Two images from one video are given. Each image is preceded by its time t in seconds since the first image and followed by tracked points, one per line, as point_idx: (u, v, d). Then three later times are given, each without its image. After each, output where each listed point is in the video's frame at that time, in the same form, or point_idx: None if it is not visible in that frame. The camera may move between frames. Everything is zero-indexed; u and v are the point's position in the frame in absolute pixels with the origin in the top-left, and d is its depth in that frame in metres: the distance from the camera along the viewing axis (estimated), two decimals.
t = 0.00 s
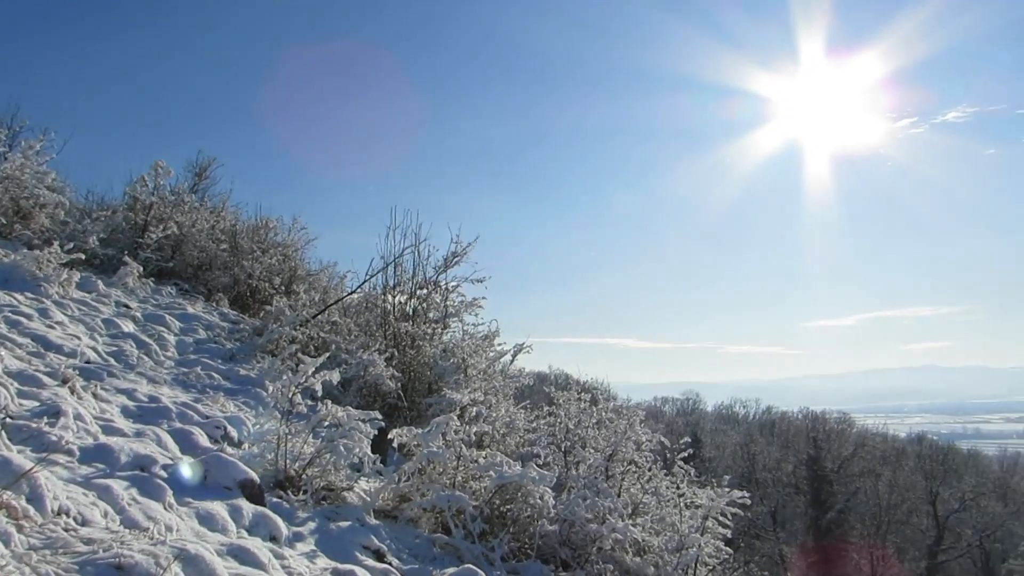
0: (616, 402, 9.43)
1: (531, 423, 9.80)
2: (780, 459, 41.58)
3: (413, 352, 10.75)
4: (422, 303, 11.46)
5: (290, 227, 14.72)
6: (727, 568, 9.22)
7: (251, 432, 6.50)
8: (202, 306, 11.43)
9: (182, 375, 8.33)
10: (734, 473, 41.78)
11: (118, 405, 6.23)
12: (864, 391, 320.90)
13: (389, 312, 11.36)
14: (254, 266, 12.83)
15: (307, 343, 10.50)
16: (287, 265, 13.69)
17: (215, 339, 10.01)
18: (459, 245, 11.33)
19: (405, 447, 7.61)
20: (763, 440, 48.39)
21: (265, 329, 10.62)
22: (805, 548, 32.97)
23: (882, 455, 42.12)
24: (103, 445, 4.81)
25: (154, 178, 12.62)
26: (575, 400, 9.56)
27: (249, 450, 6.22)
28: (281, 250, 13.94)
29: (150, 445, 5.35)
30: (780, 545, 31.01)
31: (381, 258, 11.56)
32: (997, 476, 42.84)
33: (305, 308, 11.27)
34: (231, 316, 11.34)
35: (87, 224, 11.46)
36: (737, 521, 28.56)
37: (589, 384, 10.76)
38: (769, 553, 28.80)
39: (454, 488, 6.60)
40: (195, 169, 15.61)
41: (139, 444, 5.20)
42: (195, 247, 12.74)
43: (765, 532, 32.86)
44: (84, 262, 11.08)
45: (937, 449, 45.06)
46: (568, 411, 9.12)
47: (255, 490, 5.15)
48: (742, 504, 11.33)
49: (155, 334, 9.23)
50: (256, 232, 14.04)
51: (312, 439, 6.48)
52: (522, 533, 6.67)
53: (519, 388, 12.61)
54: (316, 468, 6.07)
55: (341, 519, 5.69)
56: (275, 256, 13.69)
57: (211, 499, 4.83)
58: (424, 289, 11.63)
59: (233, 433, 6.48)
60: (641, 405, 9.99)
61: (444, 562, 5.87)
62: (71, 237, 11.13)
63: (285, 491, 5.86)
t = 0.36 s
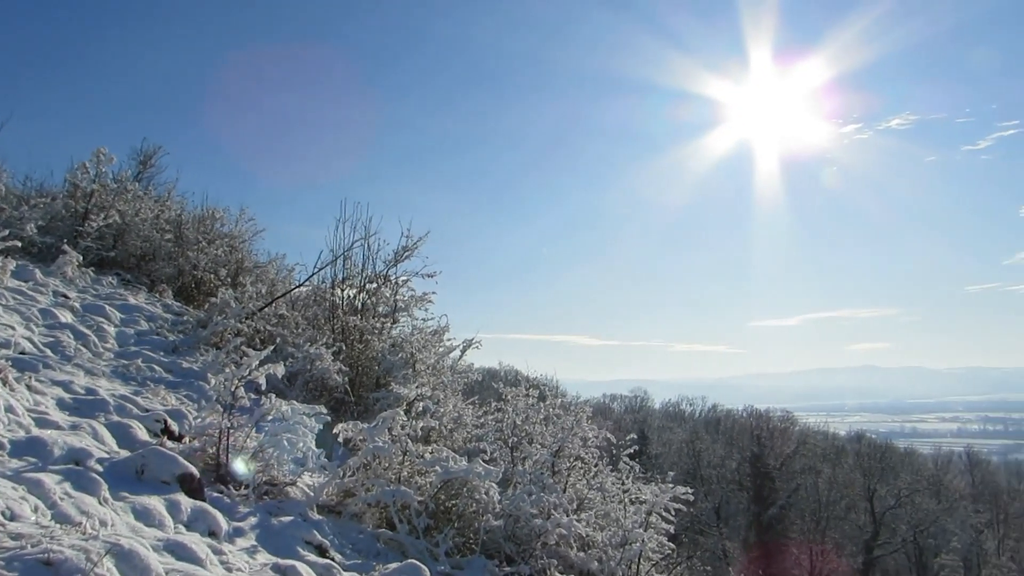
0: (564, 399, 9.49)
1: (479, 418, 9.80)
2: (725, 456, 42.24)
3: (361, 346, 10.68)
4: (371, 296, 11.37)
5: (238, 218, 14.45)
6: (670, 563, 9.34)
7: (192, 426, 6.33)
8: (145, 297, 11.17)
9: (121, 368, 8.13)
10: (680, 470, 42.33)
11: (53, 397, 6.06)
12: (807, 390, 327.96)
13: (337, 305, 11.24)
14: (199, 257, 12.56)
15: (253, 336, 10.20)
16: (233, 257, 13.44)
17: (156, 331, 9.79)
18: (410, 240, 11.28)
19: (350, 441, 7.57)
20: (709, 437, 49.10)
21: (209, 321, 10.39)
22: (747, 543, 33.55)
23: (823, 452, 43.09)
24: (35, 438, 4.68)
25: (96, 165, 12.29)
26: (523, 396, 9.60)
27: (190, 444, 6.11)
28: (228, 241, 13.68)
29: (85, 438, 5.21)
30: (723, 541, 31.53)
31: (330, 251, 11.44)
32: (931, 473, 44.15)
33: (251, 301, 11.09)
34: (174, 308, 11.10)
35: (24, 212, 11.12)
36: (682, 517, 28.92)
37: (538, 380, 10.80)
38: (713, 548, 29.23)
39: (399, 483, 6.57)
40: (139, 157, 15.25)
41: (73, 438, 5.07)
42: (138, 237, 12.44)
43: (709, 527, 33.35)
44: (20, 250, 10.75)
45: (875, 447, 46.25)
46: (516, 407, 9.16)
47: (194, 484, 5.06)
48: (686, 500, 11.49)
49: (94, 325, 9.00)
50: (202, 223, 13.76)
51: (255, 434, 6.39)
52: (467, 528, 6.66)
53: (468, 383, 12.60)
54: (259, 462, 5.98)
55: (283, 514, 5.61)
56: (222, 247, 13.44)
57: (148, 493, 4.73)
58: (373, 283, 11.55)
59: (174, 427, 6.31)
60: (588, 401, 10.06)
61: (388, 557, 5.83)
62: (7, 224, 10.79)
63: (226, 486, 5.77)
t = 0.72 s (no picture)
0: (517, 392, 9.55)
1: (432, 410, 9.79)
2: (675, 450, 42.77)
3: (313, 336, 10.57)
4: (325, 287, 11.25)
5: (189, 205, 14.19)
6: (619, 555, 9.44)
7: (137, 415, 6.22)
8: (90, 283, 10.90)
9: (64, 355, 7.93)
10: (631, 464, 42.76)
11: None
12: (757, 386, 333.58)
13: (290, 295, 11.04)
14: (148, 244, 12.24)
15: (203, 325, 9.98)
16: (184, 244, 13.18)
17: (102, 318, 9.57)
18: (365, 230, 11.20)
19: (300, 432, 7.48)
20: (660, 432, 49.68)
21: (157, 309, 10.17)
22: (695, 536, 34.08)
23: (771, 448, 43.90)
24: None
25: (41, 148, 11.96)
26: (476, 388, 9.61)
27: (134, 433, 5.99)
28: (178, 229, 13.42)
29: (25, 426, 5.08)
30: (672, 534, 31.98)
31: (283, 240, 11.29)
32: (874, 468, 45.26)
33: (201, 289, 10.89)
34: (121, 295, 10.85)
35: None
36: (632, 511, 29.23)
37: (491, 373, 10.83)
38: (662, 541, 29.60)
39: (350, 474, 6.53)
40: (87, 141, 14.89)
41: (13, 426, 4.94)
42: (85, 223, 12.13)
43: (659, 521, 33.76)
44: None
45: (821, 443, 47.24)
46: (469, 398, 9.18)
47: (139, 474, 4.96)
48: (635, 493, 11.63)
49: (37, 310, 8.76)
50: (152, 209, 13.48)
51: (202, 423, 6.29)
52: (417, 520, 6.65)
53: (421, 375, 12.58)
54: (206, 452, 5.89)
55: (230, 505, 5.53)
56: (172, 235, 13.17)
57: (90, 483, 4.62)
58: (328, 273, 11.43)
59: (119, 416, 6.18)
60: (541, 394, 10.11)
61: (336, 548, 5.79)
62: None
63: (171, 477, 5.67)
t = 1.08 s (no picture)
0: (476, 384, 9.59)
1: (391, 403, 9.77)
2: (634, 444, 43.15)
3: (271, 328, 10.45)
4: (283, 277, 11.08)
5: (144, 193, 13.92)
6: (577, 547, 9.52)
7: (88, 405, 6.09)
8: (41, 271, 10.65)
9: (12, 344, 7.74)
10: (590, 457, 43.05)
11: None
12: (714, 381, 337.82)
13: (248, 285, 10.81)
14: (102, 232, 12.00)
15: (157, 315, 9.79)
16: (139, 232, 12.94)
17: (52, 306, 9.35)
18: (326, 220, 10.97)
19: (256, 424, 7.38)
20: (619, 425, 50.05)
21: (110, 298, 9.97)
22: (652, 528, 34.46)
23: (727, 441, 44.50)
24: None
25: None
26: (436, 380, 9.62)
27: (84, 424, 5.87)
28: (133, 217, 13.17)
29: None
30: (630, 527, 32.30)
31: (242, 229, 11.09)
32: (827, 461, 46.12)
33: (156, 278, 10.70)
34: (73, 283, 10.61)
35: None
36: (590, 503, 29.46)
37: (451, 366, 10.83)
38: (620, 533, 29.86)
39: (306, 467, 6.46)
40: (39, 125, 14.53)
41: None
42: (35, 209, 11.85)
43: (617, 513, 34.06)
44: None
45: (776, 437, 47.99)
46: (427, 391, 9.21)
47: (88, 465, 4.87)
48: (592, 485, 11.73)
49: None
50: (106, 196, 13.20)
51: (155, 414, 6.19)
52: (374, 512, 6.61)
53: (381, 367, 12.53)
54: (158, 443, 5.81)
55: (182, 497, 5.45)
56: (126, 222, 12.92)
57: (36, 474, 4.53)
58: (286, 264, 11.26)
59: (69, 406, 6.03)
60: (501, 387, 10.14)
61: (291, 540, 5.74)
62: None
63: (122, 468, 5.57)
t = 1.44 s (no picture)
0: (431, 376, 9.58)
1: (345, 394, 9.70)
2: (589, 436, 43.45)
3: (223, 317, 10.29)
4: (236, 266, 10.92)
5: (93, 177, 13.60)
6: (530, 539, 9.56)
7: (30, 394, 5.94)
8: None
9: None
10: (546, 449, 43.25)
11: None
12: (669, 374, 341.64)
13: (199, 274, 10.62)
14: (48, 217, 11.69)
15: (104, 303, 9.59)
16: (86, 218, 12.63)
17: None
18: (280, 209, 10.81)
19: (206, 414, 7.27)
20: (574, 417, 50.33)
21: (56, 285, 9.73)
22: (605, 520, 34.77)
23: (680, 434, 45.04)
24: None
25: None
26: (390, 371, 9.60)
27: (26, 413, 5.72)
28: (81, 202, 12.85)
29: None
30: (584, 518, 32.57)
31: (193, 216, 10.89)
32: (777, 454, 46.91)
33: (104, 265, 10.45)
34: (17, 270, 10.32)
35: None
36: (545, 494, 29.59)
37: (406, 357, 10.78)
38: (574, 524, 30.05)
39: (256, 457, 6.38)
40: None
41: None
42: None
43: (571, 505, 34.26)
44: None
45: (728, 430, 48.68)
46: (382, 382, 9.18)
47: (29, 456, 4.76)
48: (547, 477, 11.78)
49: None
50: (52, 180, 12.86)
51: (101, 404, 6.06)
52: (326, 504, 6.56)
53: (336, 358, 12.42)
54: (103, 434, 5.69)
55: (128, 488, 5.35)
56: (74, 207, 12.61)
57: None
58: (239, 253, 11.09)
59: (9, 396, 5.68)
60: (456, 379, 10.13)
61: (240, 532, 5.67)
62: None
63: (66, 459, 5.45)
